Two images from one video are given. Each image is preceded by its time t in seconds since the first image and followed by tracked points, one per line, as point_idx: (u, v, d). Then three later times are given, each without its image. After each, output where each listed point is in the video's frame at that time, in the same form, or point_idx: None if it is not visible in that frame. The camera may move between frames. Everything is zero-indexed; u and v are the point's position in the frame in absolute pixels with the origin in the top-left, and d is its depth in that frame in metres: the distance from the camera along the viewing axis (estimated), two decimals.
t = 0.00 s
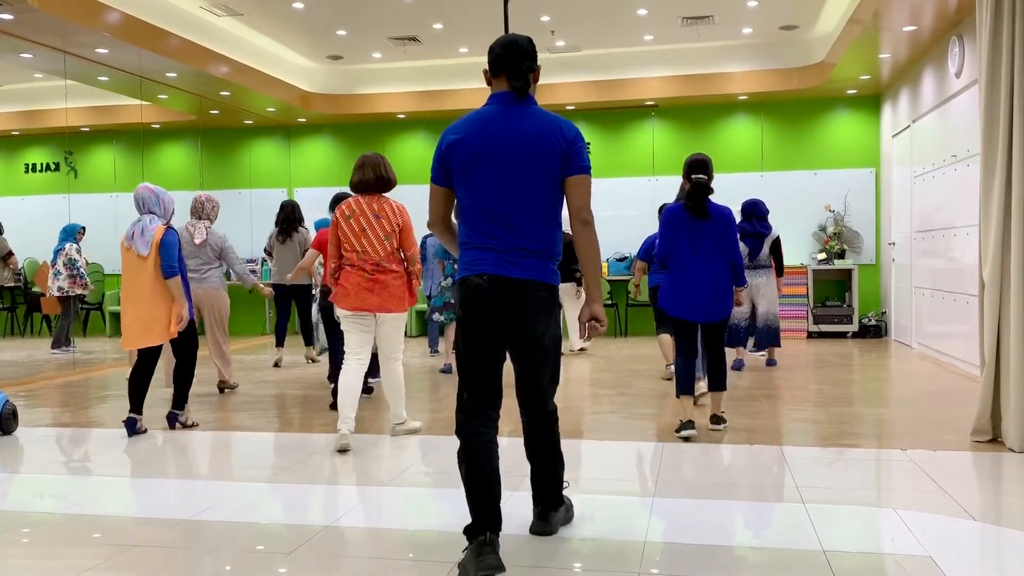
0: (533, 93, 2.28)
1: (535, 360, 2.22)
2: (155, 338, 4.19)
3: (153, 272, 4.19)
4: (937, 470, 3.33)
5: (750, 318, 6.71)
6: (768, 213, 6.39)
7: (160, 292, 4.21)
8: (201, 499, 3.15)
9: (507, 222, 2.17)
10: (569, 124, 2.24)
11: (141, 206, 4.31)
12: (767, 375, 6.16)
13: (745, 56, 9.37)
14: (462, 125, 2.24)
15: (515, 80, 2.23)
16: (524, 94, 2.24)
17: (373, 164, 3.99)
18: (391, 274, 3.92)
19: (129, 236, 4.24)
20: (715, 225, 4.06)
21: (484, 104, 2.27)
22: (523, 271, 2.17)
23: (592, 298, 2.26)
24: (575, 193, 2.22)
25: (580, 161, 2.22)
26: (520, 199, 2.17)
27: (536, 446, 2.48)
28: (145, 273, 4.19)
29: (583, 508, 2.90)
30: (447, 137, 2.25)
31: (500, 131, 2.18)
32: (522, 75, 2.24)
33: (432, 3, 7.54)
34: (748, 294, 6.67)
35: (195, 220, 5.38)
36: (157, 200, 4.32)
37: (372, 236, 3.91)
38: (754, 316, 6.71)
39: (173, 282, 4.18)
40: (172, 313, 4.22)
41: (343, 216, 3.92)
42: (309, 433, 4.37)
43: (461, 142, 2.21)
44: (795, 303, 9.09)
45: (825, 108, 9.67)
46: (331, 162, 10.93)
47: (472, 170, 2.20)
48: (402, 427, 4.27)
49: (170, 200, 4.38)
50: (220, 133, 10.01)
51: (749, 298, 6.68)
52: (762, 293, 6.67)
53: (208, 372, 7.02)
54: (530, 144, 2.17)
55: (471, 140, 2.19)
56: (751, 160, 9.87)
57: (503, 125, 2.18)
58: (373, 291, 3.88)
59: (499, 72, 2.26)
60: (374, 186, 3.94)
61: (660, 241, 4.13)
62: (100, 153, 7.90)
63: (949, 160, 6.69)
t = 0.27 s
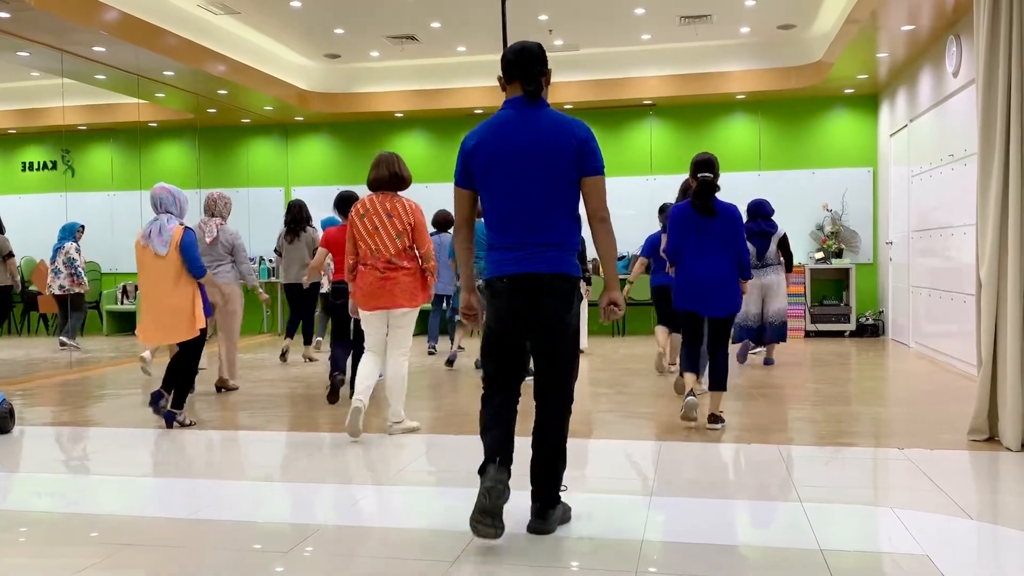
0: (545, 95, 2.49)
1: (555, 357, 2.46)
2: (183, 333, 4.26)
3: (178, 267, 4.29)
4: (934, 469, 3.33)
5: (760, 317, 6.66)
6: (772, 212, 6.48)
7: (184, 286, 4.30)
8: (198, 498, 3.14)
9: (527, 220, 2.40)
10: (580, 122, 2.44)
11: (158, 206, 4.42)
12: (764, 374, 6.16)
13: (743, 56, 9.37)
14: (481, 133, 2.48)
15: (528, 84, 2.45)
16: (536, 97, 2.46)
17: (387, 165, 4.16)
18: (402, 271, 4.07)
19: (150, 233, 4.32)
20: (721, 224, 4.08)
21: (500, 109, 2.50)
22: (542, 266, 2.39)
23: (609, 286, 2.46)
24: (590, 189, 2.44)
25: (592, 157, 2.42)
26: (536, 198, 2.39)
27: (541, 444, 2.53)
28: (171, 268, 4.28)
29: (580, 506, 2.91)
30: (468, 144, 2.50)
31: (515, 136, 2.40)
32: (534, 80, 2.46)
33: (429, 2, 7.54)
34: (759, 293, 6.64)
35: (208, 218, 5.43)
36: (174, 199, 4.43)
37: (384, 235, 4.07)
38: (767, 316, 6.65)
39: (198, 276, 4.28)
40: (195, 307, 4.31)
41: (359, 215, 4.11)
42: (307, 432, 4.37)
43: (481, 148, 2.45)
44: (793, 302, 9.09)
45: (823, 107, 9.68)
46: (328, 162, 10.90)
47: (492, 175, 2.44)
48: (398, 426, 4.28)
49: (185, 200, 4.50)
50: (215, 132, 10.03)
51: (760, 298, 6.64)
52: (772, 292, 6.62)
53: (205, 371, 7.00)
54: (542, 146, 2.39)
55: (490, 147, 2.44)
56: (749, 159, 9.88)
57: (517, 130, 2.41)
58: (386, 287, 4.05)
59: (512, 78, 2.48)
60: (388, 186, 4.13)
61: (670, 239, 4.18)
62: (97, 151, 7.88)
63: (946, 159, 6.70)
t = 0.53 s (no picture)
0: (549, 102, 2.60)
1: (556, 355, 2.52)
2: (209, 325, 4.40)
3: (205, 264, 4.44)
4: (931, 468, 3.33)
5: (760, 312, 6.74)
6: (774, 211, 6.47)
7: (209, 281, 4.46)
8: (195, 497, 3.14)
9: (531, 221, 2.50)
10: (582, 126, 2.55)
11: (175, 207, 4.49)
12: (761, 373, 6.17)
13: (740, 55, 9.37)
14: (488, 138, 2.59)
15: (534, 93, 2.56)
16: (541, 104, 2.57)
17: (394, 166, 4.25)
18: (405, 270, 4.12)
19: (174, 233, 4.41)
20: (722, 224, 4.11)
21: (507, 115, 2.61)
22: (545, 263, 2.49)
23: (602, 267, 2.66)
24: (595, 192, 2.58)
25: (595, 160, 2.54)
26: (541, 199, 2.49)
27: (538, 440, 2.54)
28: (198, 264, 4.41)
29: (578, 506, 2.90)
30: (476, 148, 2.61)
31: (520, 140, 2.51)
32: (539, 89, 2.57)
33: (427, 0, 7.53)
34: (757, 289, 6.72)
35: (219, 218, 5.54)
36: (191, 200, 4.51)
37: (389, 234, 4.15)
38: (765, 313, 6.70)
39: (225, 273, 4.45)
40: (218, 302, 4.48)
41: (365, 215, 4.21)
42: (304, 431, 4.36)
43: (487, 152, 2.56)
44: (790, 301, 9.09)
45: (820, 106, 9.68)
46: (325, 160, 10.87)
47: (498, 177, 2.54)
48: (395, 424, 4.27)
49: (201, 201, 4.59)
50: (209, 130, 10.04)
51: (759, 293, 6.72)
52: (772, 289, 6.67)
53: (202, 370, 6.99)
54: (546, 149, 2.49)
55: (496, 151, 2.54)
56: (746, 158, 9.88)
57: (522, 135, 2.51)
58: (388, 286, 4.10)
59: (518, 87, 2.58)
60: (394, 186, 4.22)
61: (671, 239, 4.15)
62: (94, 149, 7.87)
63: (943, 158, 6.71)
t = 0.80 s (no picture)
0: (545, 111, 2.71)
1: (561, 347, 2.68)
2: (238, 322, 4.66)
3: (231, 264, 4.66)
4: (928, 467, 3.34)
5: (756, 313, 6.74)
6: (773, 210, 6.52)
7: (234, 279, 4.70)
8: (193, 496, 3.13)
9: (535, 226, 2.60)
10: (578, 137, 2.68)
11: (199, 206, 4.54)
12: (759, 372, 6.17)
13: (738, 54, 9.37)
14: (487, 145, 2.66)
15: (531, 103, 2.67)
16: (538, 114, 2.68)
17: (393, 165, 4.24)
18: (408, 270, 4.13)
19: (202, 233, 4.54)
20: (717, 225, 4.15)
21: (504, 123, 2.70)
22: (550, 267, 2.60)
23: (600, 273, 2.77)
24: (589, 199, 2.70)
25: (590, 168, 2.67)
26: (544, 205, 2.60)
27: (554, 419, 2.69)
28: (227, 263, 4.62)
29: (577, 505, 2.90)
30: (475, 154, 2.67)
31: (521, 148, 2.61)
32: (535, 99, 2.68)
33: None
34: (752, 288, 6.74)
35: (226, 217, 5.54)
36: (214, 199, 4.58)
37: (391, 234, 4.15)
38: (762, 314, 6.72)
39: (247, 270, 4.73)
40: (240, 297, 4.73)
41: (366, 216, 4.20)
42: (302, 429, 4.36)
43: (488, 158, 2.63)
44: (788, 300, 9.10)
45: (818, 105, 9.69)
46: (322, 159, 10.86)
47: (500, 183, 2.62)
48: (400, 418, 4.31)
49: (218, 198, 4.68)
50: (207, 129, 9.98)
51: (754, 292, 6.74)
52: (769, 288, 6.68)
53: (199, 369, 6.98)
54: (547, 157, 2.60)
55: (498, 158, 2.63)
56: (744, 156, 9.88)
57: (523, 143, 2.62)
58: (393, 286, 4.11)
59: (516, 95, 2.68)
60: (394, 186, 4.22)
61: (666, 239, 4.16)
62: (92, 148, 7.84)
63: (941, 158, 6.71)
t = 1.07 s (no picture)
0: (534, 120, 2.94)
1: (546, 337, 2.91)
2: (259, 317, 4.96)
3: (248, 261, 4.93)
4: (926, 466, 3.34)
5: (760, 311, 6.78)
6: (774, 210, 6.56)
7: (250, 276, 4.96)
8: (194, 494, 3.12)
9: (535, 227, 2.80)
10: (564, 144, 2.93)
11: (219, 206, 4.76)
12: (758, 371, 6.17)
13: (737, 52, 9.37)
14: (483, 149, 2.84)
15: (523, 110, 2.90)
16: (529, 121, 2.91)
17: (392, 165, 4.32)
18: (415, 266, 4.28)
19: (222, 232, 4.74)
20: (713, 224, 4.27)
21: (498, 129, 2.90)
22: (548, 265, 2.82)
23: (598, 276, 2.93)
24: (576, 200, 2.94)
25: (576, 174, 2.92)
26: (541, 207, 2.81)
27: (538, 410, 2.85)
28: (245, 262, 4.85)
29: (574, 502, 2.91)
30: (473, 158, 2.83)
31: (519, 153, 2.81)
32: (526, 106, 2.90)
33: None
34: (755, 286, 6.76)
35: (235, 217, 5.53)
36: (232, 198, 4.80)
37: (396, 232, 4.28)
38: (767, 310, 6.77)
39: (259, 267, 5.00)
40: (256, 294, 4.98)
41: (370, 214, 4.28)
42: (301, 427, 4.35)
43: (488, 161, 2.81)
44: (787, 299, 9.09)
45: (817, 104, 9.68)
46: (321, 157, 10.84)
47: (499, 186, 2.80)
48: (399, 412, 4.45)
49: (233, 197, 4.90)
50: (207, 126, 9.94)
51: (757, 290, 6.76)
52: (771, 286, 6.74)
53: (197, 367, 6.97)
54: (543, 163, 2.82)
55: (496, 162, 2.81)
56: (742, 155, 9.88)
57: (520, 149, 2.82)
58: (403, 282, 4.23)
59: (508, 103, 2.90)
60: (394, 187, 4.31)
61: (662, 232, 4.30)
62: (89, 145, 7.85)
63: (940, 157, 6.71)
